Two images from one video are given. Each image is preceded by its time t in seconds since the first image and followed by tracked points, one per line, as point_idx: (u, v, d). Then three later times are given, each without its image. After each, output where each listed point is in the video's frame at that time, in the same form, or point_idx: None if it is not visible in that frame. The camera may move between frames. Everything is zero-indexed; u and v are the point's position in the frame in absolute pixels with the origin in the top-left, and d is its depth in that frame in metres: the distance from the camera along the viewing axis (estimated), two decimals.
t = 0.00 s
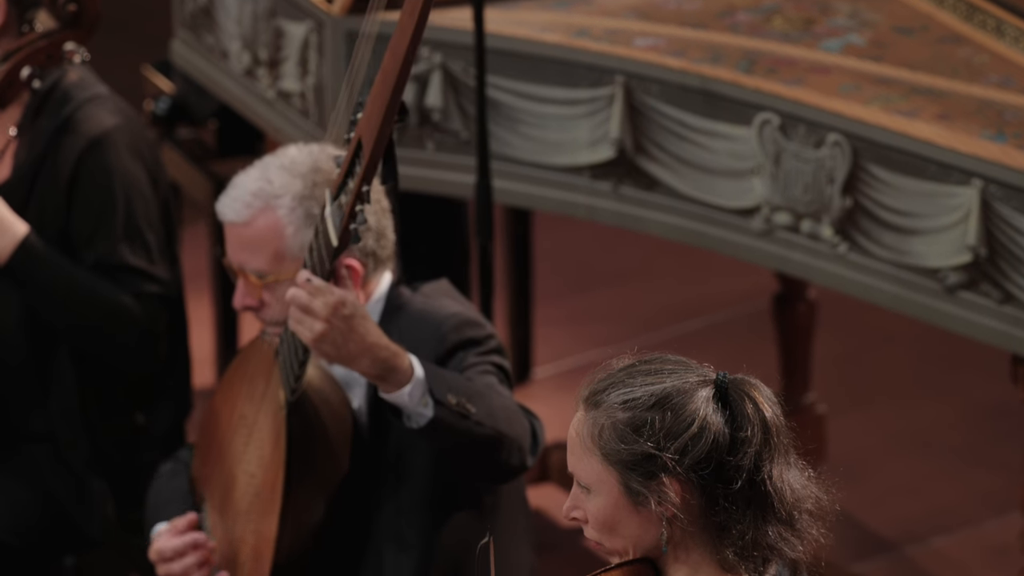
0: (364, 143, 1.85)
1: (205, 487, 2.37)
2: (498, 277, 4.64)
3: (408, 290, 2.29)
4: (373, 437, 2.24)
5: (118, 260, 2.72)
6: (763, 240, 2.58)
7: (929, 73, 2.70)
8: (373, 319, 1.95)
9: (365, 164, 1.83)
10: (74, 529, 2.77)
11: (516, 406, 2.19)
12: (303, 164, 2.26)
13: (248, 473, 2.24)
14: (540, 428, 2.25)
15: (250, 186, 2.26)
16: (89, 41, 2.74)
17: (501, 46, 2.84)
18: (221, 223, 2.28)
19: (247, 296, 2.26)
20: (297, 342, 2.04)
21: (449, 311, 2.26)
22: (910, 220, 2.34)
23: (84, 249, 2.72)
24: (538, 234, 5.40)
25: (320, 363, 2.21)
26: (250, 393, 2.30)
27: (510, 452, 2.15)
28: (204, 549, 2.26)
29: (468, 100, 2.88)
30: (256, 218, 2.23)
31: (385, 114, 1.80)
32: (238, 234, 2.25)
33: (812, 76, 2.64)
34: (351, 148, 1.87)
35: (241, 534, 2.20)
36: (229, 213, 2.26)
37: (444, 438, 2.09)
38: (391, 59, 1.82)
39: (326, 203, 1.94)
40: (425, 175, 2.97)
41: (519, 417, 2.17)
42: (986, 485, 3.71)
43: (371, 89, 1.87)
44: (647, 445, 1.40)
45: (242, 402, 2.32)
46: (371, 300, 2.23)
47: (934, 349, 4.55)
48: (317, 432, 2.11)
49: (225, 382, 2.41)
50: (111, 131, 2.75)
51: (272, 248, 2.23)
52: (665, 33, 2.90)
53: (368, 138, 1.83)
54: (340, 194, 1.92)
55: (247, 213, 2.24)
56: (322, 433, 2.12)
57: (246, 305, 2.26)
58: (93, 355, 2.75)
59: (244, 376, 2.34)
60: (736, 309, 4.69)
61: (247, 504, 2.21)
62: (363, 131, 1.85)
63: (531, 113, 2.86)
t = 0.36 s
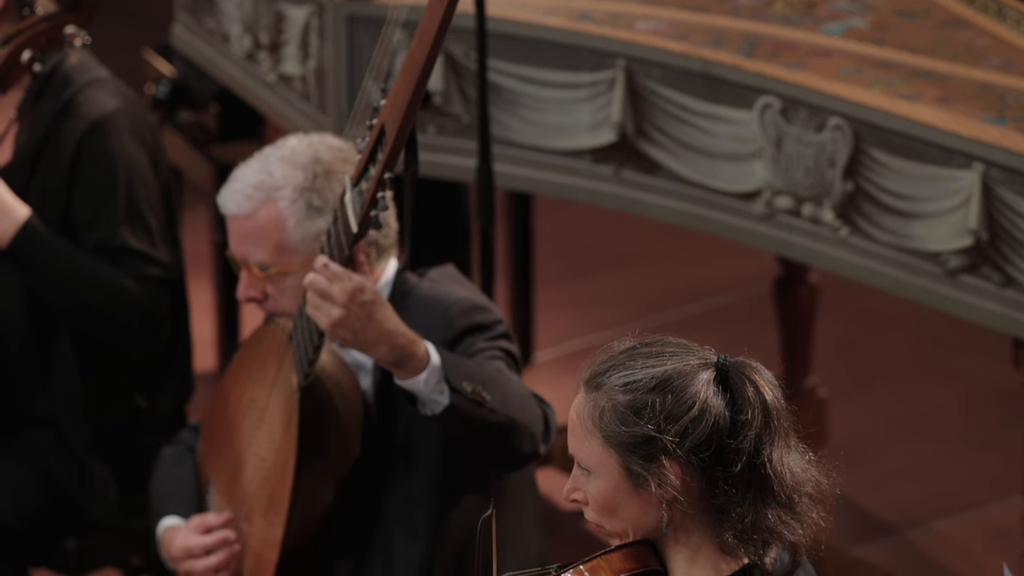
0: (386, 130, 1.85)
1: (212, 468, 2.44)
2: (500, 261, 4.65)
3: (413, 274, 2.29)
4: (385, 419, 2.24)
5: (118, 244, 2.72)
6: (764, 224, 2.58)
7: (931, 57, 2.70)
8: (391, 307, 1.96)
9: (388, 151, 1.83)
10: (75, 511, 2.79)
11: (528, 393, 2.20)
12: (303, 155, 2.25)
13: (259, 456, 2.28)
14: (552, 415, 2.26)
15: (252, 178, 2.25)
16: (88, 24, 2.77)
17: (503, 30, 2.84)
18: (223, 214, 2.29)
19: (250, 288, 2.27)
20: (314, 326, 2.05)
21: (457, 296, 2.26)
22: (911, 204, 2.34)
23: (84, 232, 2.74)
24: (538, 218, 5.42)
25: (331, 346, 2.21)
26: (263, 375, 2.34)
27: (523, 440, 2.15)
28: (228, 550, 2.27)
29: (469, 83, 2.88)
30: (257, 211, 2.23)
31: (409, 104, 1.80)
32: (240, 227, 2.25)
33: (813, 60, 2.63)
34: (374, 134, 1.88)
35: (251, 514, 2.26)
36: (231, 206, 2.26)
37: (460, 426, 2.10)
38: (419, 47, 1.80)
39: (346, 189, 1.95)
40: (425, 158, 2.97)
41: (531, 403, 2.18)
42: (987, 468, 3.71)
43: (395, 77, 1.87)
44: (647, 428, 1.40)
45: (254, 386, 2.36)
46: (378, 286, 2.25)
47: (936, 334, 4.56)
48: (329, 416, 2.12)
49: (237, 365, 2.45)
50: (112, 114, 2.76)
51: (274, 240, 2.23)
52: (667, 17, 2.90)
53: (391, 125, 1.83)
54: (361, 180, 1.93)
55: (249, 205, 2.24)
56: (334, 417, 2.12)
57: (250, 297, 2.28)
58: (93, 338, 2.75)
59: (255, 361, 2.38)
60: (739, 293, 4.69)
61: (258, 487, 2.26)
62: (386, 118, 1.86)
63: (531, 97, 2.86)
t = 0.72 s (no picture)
0: (423, 119, 1.85)
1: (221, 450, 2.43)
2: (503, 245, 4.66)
3: (422, 262, 2.32)
4: (397, 403, 2.26)
5: (123, 228, 2.72)
6: (767, 208, 2.59)
7: (934, 40, 2.70)
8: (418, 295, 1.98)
9: (425, 140, 1.82)
10: (77, 496, 2.80)
11: (553, 377, 2.19)
12: (305, 146, 2.27)
13: (274, 440, 2.25)
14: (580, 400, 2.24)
15: (255, 170, 2.27)
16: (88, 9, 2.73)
17: (507, 14, 2.83)
18: (228, 206, 2.31)
19: (255, 279, 2.31)
20: (337, 312, 2.03)
21: (467, 280, 2.27)
22: (914, 188, 2.34)
23: (88, 216, 2.74)
24: (541, 202, 5.43)
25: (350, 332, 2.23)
26: (280, 358, 2.30)
27: (550, 421, 2.14)
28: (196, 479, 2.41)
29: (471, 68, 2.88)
30: (260, 203, 2.26)
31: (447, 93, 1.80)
32: (244, 218, 2.28)
33: (816, 43, 2.63)
34: (409, 123, 1.87)
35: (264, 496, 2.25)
36: (235, 197, 2.28)
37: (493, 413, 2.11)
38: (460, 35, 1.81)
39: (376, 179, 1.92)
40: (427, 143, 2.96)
41: (556, 383, 2.18)
42: (990, 453, 3.71)
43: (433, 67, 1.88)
44: (650, 410, 1.41)
45: (265, 370, 2.36)
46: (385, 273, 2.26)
47: (938, 318, 4.57)
48: (348, 401, 2.14)
49: (247, 351, 2.47)
50: (115, 98, 2.76)
51: (278, 231, 2.26)
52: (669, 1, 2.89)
53: (428, 117, 1.83)
54: (394, 169, 1.90)
55: (252, 197, 2.26)
56: (351, 402, 2.14)
57: (255, 287, 2.32)
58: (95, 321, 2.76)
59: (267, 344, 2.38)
60: (743, 276, 4.69)
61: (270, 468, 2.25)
62: (422, 109, 1.85)
63: (534, 82, 2.86)
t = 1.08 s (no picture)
0: (467, 109, 1.85)
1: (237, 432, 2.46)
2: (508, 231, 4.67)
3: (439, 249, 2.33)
4: (416, 389, 2.25)
5: (127, 214, 2.73)
6: (771, 194, 2.58)
7: (938, 26, 2.69)
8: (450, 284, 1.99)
9: (467, 130, 1.83)
10: (84, 484, 2.80)
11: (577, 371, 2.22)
12: (320, 127, 2.31)
13: (292, 423, 2.28)
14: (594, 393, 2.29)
15: (269, 149, 2.31)
16: None
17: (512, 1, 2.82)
18: (241, 184, 2.35)
19: (264, 258, 2.34)
20: (367, 295, 2.03)
21: (483, 267, 2.29)
22: (919, 174, 2.33)
23: (91, 201, 2.76)
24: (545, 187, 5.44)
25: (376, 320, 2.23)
26: (300, 343, 2.33)
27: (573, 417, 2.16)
28: (229, 395, 2.44)
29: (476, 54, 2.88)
30: (271, 181, 2.30)
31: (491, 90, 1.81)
32: (256, 196, 2.32)
33: (821, 29, 2.63)
34: (452, 112, 1.87)
35: (280, 481, 2.29)
36: (249, 175, 2.33)
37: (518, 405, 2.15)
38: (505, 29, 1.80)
39: (416, 165, 1.93)
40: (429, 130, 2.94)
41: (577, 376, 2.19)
42: (996, 439, 3.72)
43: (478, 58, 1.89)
44: (652, 398, 1.41)
45: (288, 353, 2.37)
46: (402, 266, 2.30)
47: (943, 303, 4.57)
48: (372, 386, 2.14)
49: (269, 330, 2.47)
50: (119, 84, 2.77)
51: (287, 210, 2.29)
52: None
53: (473, 108, 1.84)
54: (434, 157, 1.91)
55: (264, 174, 2.30)
56: (376, 387, 2.14)
57: (265, 266, 2.34)
58: (97, 305, 2.76)
59: (288, 327, 2.39)
60: (748, 262, 4.69)
61: (288, 453, 2.27)
62: (466, 98, 1.86)
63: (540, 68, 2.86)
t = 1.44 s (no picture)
0: (497, 97, 1.81)
1: (250, 419, 2.49)
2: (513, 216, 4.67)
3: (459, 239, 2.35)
4: (432, 374, 2.25)
5: (130, 200, 2.73)
6: (776, 180, 2.58)
7: (943, 12, 2.68)
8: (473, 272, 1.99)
9: (499, 118, 1.79)
10: (89, 469, 2.82)
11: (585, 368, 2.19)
12: (341, 107, 2.32)
13: (309, 408, 2.30)
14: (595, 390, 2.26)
15: (289, 127, 2.32)
16: None
17: None
18: (260, 161, 2.35)
19: (279, 236, 2.34)
20: (389, 280, 2.02)
21: (501, 259, 2.30)
22: (923, 160, 2.33)
23: (95, 187, 2.77)
24: (550, 173, 5.44)
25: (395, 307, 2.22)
26: (318, 328, 2.35)
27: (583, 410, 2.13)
28: (227, 389, 2.43)
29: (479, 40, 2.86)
30: (289, 158, 2.30)
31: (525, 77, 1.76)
32: (273, 173, 2.32)
33: (824, 15, 2.62)
34: (483, 100, 1.83)
35: (293, 465, 2.30)
36: (268, 152, 2.32)
37: (534, 400, 2.11)
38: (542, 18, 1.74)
39: (444, 151, 1.91)
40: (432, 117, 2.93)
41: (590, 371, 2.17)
42: (1001, 425, 3.72)
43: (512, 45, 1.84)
44: (651, 388, 1.41)
45: (306, 339, 2.40)
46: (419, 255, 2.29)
47: (948, 288, 4.58)
48: (389, 371, 2.13)
49: (288, 315, 2.49)
50: (123, 70, 2.76)
51: (303, 189, 2.29)
52: None
53: (505, 95, 1.79)
54: (462, 145, 1.88)
55: (283, 151, 2.30)
56: (395, 372, 2.13)
57: (280, 245, 2.34)
58: (101, 291, 2.77)
59: (306, 312, 2.42)
60: (754, 248, 4.69)
61: (303, 438, 2.29)
62: (498, 85, 1.82)
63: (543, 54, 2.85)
